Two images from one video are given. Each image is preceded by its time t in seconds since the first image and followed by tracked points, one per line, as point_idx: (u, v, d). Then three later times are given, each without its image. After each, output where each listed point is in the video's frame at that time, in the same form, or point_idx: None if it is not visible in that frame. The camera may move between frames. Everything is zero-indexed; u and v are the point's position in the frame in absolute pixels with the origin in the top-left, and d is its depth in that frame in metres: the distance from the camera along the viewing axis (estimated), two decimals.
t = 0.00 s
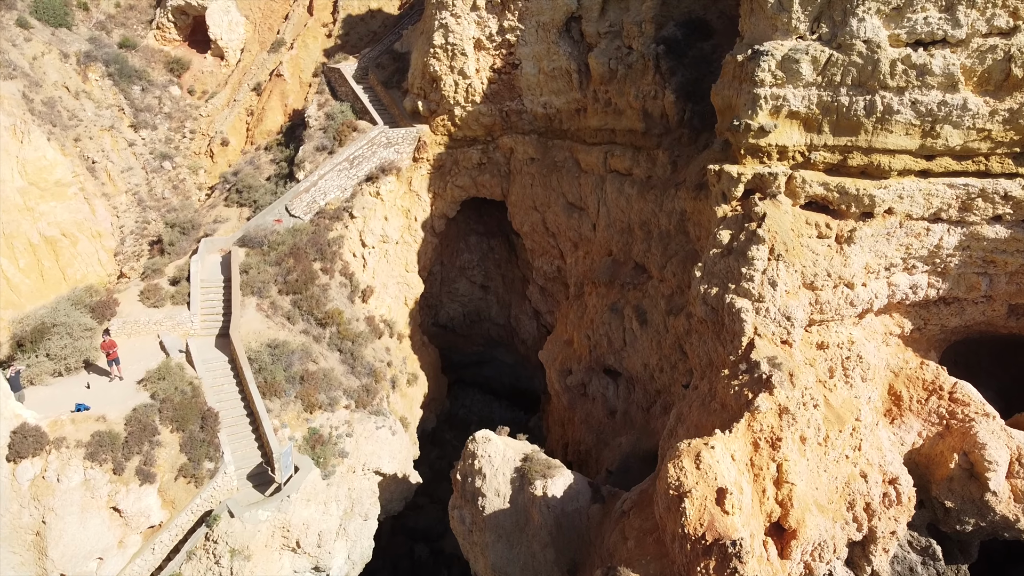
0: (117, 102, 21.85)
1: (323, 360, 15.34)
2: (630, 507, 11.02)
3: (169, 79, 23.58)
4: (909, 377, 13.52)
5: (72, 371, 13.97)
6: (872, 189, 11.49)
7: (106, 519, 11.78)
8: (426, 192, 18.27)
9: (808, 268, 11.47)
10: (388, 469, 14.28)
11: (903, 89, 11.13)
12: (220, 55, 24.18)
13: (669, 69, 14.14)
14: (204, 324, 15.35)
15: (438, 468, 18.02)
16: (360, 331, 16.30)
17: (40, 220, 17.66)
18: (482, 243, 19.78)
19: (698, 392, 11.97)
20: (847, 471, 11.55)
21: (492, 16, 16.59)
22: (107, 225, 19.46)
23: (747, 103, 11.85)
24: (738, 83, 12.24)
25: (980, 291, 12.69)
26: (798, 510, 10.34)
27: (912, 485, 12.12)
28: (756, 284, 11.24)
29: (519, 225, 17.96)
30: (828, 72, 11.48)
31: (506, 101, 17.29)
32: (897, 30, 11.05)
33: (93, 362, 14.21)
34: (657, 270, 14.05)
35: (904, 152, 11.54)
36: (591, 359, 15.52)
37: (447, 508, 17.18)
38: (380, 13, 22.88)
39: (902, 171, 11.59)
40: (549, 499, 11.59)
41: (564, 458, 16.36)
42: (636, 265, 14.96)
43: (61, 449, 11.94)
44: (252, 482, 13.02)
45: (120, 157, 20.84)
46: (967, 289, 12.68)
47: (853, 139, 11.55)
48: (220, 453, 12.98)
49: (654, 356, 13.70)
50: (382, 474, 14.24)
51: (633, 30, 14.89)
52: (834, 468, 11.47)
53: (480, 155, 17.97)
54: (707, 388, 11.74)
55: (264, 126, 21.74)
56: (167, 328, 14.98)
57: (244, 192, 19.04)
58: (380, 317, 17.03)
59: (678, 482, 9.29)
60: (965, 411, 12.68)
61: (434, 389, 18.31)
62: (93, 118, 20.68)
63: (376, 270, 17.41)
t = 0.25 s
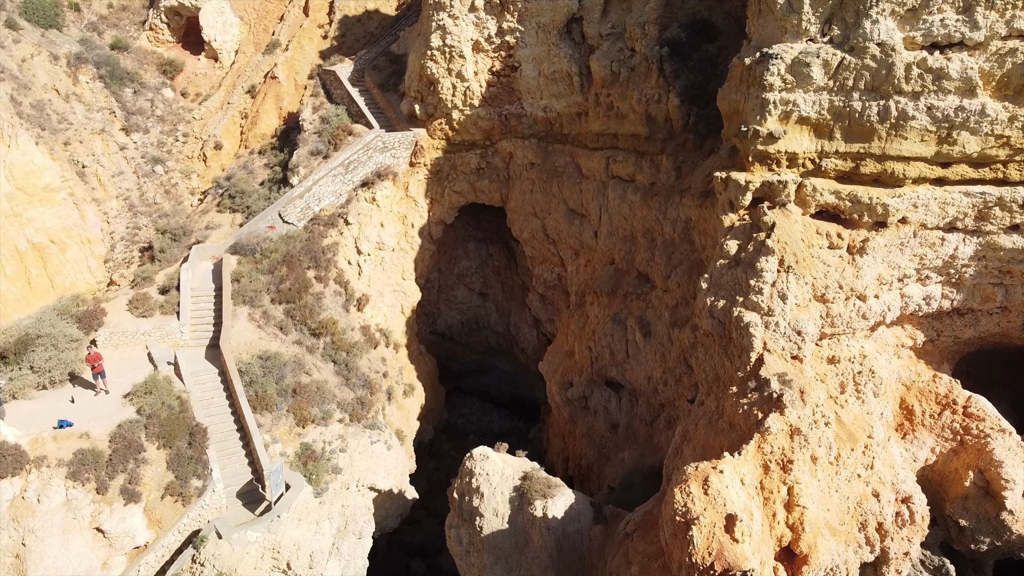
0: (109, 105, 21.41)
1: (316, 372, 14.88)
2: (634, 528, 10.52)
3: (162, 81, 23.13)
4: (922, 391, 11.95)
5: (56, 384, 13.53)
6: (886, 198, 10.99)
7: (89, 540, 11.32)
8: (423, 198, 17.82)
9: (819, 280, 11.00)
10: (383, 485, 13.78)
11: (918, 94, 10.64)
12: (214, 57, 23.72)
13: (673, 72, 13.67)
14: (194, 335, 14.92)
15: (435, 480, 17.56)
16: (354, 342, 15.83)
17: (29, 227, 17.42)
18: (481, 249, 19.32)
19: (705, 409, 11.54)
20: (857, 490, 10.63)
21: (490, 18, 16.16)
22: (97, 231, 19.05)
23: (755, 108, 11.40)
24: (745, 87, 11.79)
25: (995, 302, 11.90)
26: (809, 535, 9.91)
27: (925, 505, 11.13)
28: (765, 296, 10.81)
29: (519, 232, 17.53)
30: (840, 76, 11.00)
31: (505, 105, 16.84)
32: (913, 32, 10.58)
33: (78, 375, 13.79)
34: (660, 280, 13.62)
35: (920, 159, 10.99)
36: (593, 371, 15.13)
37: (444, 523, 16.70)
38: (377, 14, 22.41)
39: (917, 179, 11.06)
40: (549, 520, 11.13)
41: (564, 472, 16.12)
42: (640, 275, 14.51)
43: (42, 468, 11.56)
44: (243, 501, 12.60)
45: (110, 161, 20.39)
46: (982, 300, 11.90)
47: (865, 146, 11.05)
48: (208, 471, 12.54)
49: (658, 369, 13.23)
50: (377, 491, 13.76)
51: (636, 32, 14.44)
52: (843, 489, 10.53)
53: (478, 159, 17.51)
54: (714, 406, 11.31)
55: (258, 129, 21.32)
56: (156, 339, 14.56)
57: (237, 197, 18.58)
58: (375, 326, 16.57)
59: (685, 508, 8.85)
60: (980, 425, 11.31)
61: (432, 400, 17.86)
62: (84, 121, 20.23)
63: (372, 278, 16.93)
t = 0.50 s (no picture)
0: (106, 106, 21.26)
1: (314, 376, 14.73)
2: (635, 536, 10.38)
3: (160, 82, 22.98)
4: (926, 395, 11.68)
5: (51, 388, 13.41)
6: (891, 202, 10.84)
7: (83, 548, 11.23)
8: (422, 199, 17.67)
9: (823, 284, 10.84)
10: (381, 491, 13.62)
11: (924, 96, 10.47)
12: (212, 57, 23.55)
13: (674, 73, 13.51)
14: (190, 338, 14.79)
15: (434, 484, 17.43)
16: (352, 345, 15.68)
17: (24, 230, 17.30)
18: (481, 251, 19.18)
19: (707, 415, 11.40)
20: (862, 497, 10.31)
21: (490, 18, 16.02)
22: (93, 233, 18.93)
23: (758, 110, 11.25)
24: (747, 88, 11.64)
25: (1001, 306, 11.70)
26: (813, 543, 9.78)
27: (930, 512, 10.78)
28: (768, 301, 10.67)
29: (519, 234, 17.40)
30: (844, 77, 10.82)
31: (504, 106, 16.69)
32: (918, 34, 10.45)
33: (73, 379, 13.67)
34: (662, 283, 13.49)
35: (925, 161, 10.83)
36: (594, 375, 15.03)
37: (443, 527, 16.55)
38: (376, 15, 22.25)
39: (922, 182, 10.91)
40: (549, 527, 11.02)
41: (564, 477, 15.96)
42: (641, 278, 14.38)
43: (34, 475, 11.44)
44: (239, 507, 12.44)
45: (107, 162, 20.25)
46: (987, 304, 11.71)
47: (870, 148, 10.89)
48: (204, 476, 12.40)
49: (659, 374, 13.10)
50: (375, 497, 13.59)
51: (636, 32, 14.29)
52: (846, 497, 10.23)
53: (477, 161, 17.37)
54: (716, 411, 11.18)
55: (256, 130, 21.16)
56: (153, 342, 14.43)
57: (234, 199, 18.43)
58: (374, 329, 16.43)
59: (686, 517, 8.74)
60: (985, 430, 10.97)
61: (431, 403, 17.73)
62: (81, 122, 20.09)
63: (370, 280, 16.77)
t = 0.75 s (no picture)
0: (106, 106, 21.26)
1: (314, 376, 14.73)
2: (635, 536, 10.38)
3: (160, 82, 22.97)
4: (926, 395, 11.68)
5: (51, 388, 13.42)
6: (891, 202, 10.84)
7: (83, 548, 11.23)
8: (422, 199, 17.67)
9: (823, 284, 10.84)
10: (381, 491, 13.61)
11: (924, 96, 10.47)
12: (212, 57, 23.54)
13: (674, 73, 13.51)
14: (190, 338, 14.79)
15: (434, 484, 17.44)
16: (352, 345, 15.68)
17: (24, 230, 17.30)
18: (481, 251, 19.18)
19: (707, 415, 11.41)
20: (862, 496, 10.31)
21: (490, 18, 16.02)
22: (93, 233, 18.93)
23: (758, 110, 11.25)
24: (747, 88, 11.64)
25: (1001, 306, 11.70)
26: (813, 543, 9.78)
27: (930, 512, 10.78)
28: (768, 301, 10.67)
29: (519, 234, 17.40)
30: (844, 77, 10.82)
31: (504, 106, 16.69)
32: (918, 34, 10.45)
33: (73, 379, 13.67)
34: (662, 283, 13.49)
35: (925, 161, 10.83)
36: (594, 375, 15.03)
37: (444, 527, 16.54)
38: (376, 15, 22.24)
39: (922, 182, 10.91)
40: (549, 527, 11.02)
41: (564, 477, 15.96)
42: (641, 277, 14.38)
43: (34, 475, 11.44)
44: (239, 507, 12.44)
45: (107, 162, 20.25)
46: (987, 304, 11.71)
47: (870, 148, 10.89)
48: (204, 476, 12.40)
49: (659, 373, 13.10)
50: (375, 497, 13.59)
51: (636, 32, 14.29)
52: (846, 497, 10.23)
53: (477, 161, 17.37)
54: (716, 411, 11.18)
55: (256, 130, 21.17)
56: (153, 342, 14.43)
57: (234, 199, 18.42)
58: (374, 329, 16.43)
59: (686, 517, 8.74)
60: (985, 430, 10.97)
61: (431, 403, 17.72)
62: (81, 122, 20.09)
63: (370, 280, 16.77)
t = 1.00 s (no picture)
0: (106, 105, 21.26)
1: (314, 376, 14.73)
2: (635, 536, 10.38)
3: (160, 82, 22.97)
4: (926, 395, 11.68)
5: (51, 388, 13.42)
6: (891, 202, 10.84)
7: (83, 548, 11.23)
8: (422, 199, 17.67)
9: (823, 284, 10.84)
10: (381, 491, 13.61)
11: (924, 96, 10.47)
12: (212, 57, 23.53)
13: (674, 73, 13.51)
14: (190, 338, 14.78)
15: (434, 484, 17.43)
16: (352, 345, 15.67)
17: (24, 229, 17.31)
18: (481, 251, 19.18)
19: (707, 415, 11.41)
20: (862, 496, 10.30)
21: (490, 18, 16.02)
22: (93, 233, 18.93)
23: (758, 110, 11.25)
24: (747, 88, 11.65)
25: (1001, 306, 11.70)
26: (813, 543, 9.78)
27: (930, 512, 10.78)
28: (768, 301, 10.67)
29: (519, 234, 17.40)
30: (844, 77, 10.82)
31: (504, 106, 16.69)
32: (918, 33, 10.45)
33: (73, 379, 13.67)
34: (662, 283, 13.48)
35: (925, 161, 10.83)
36: (594, 375, 15.03)
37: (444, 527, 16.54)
38: (376, 15, 22.24)
39: (922, 182, 10.91)
40: (549, 527, 11.02)
41: (564, 477, 15.96)
42: (641, 277, 14.37)
43: (35, 475, 11.44)
44: (239, 507, 12.44)
45: (107, 162, 20.25)
46: (987, 304, 11.71)
47: (870, 148, 10.89)
48: (204, 476, 12.40)
49: (659, 373, 13.10)
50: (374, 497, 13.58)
51: (636, 32, 14.29)
52: (847, 497, 10.22)
53: (477, 161, 17.38)
54: (716, 411, 11.18)
55: (256, 130, 21.17)
56: (153, 342, 14.43)
57: (234, 199, 18.42)
58: (374, 329, 16.43)
59: (686, 517, 8.74)
60: (985, 430, 10.97)
61: (431, 403, 17.72)
62: (81, 122, 20.09)
63: (370, 280, 16.77)
